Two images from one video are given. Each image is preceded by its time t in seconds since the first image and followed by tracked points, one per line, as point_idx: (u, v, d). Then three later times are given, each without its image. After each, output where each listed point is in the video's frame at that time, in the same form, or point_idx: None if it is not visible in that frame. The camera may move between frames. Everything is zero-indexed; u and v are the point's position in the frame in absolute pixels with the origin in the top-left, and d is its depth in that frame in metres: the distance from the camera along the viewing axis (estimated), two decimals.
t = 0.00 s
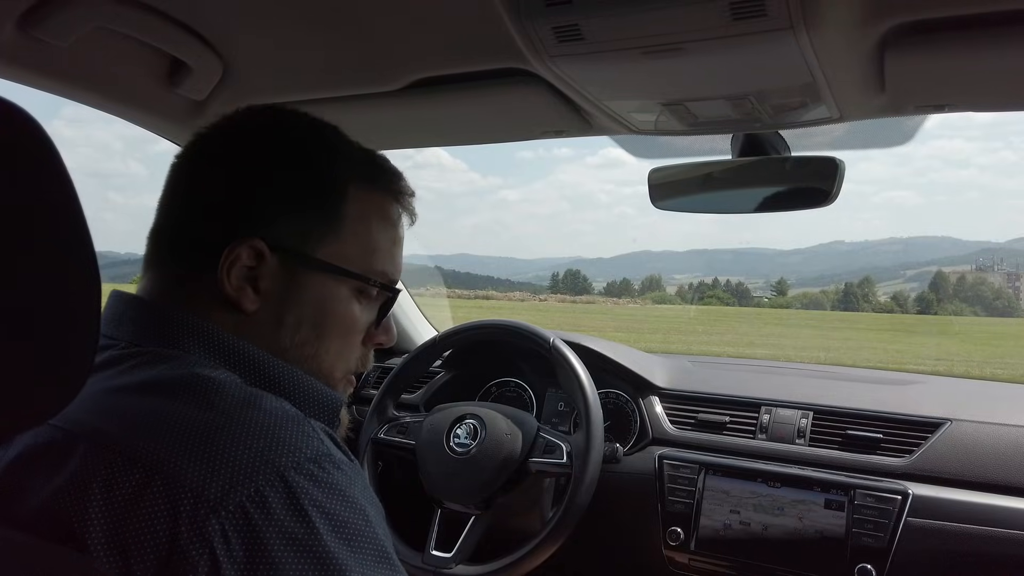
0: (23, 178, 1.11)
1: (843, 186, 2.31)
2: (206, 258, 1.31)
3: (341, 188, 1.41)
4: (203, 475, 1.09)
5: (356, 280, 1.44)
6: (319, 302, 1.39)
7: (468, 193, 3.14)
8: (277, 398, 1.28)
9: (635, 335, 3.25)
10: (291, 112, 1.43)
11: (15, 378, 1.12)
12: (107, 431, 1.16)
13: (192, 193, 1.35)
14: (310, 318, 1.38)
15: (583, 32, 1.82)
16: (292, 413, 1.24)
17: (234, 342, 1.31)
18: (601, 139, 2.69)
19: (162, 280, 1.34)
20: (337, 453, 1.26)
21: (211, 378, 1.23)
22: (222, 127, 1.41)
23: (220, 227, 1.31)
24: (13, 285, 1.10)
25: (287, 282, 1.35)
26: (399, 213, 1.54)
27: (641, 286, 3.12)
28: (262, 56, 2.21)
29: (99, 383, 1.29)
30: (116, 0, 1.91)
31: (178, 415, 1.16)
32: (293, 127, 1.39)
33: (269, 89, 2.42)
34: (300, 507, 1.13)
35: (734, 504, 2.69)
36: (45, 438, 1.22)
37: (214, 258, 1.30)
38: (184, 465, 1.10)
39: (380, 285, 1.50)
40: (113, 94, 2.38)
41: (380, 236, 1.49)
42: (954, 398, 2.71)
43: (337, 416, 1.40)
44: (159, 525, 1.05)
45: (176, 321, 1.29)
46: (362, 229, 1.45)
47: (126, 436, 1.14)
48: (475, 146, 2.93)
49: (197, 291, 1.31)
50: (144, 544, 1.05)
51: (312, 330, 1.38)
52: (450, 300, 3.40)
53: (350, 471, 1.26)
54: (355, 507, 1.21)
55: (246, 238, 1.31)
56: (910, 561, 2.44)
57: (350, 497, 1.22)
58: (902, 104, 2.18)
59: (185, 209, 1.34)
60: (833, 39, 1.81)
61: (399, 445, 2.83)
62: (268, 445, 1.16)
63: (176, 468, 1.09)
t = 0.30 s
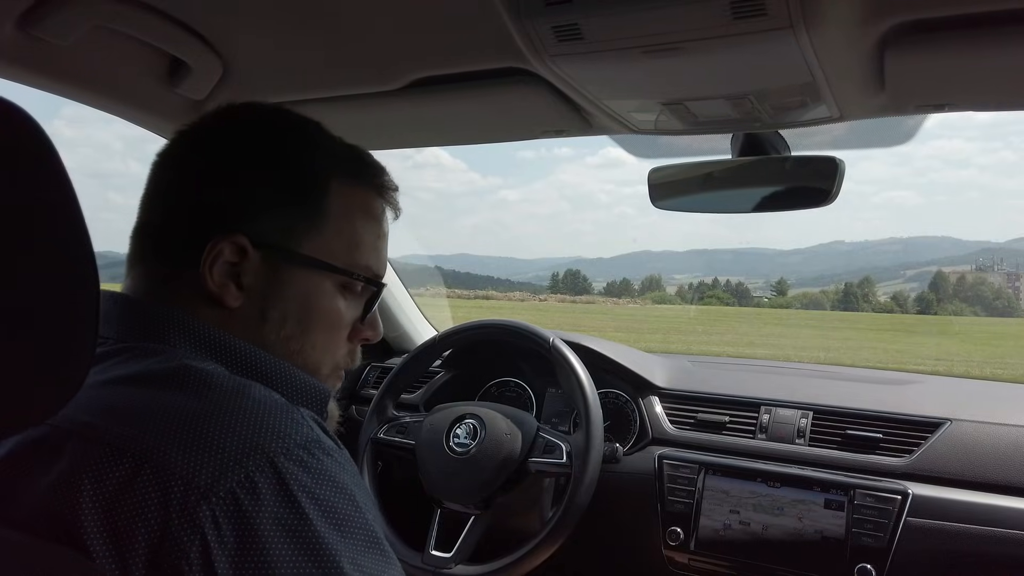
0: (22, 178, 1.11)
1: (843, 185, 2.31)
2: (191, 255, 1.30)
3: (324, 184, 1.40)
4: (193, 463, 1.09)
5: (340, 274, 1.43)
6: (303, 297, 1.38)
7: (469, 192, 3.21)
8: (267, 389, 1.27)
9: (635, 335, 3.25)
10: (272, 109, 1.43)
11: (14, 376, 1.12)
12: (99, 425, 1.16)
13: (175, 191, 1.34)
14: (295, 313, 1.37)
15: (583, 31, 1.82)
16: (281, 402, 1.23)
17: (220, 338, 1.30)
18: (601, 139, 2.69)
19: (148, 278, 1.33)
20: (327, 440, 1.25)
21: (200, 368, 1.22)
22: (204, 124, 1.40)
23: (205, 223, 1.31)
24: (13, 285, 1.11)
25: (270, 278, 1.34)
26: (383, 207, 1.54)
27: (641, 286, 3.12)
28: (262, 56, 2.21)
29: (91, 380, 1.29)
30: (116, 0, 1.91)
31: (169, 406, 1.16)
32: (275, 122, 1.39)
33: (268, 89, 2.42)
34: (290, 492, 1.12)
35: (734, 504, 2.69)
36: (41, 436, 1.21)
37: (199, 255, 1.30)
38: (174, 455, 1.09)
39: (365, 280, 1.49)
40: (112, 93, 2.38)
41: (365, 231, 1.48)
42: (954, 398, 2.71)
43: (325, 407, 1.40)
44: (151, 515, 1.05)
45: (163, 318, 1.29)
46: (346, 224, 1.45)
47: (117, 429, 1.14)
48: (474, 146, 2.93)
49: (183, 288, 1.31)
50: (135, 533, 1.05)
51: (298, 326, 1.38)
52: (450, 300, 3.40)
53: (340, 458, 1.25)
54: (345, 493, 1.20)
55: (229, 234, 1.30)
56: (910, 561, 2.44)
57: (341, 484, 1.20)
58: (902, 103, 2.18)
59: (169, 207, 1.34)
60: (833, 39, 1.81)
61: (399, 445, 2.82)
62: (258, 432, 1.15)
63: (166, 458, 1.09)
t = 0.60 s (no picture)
0: (21, 177, 1.10)
1: (843, 185, 2.31)
2: (189, 253, 1.30)
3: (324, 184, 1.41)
4: (191, 462, 1.09)
5: (338, 273, 1.43)
6: (301, 296, 1.38)
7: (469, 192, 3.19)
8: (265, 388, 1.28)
9: (636, 335, 3.25)
10: (271, 107, 1.43)
11: (14, 374, 1.12)
12: (98, 424, 1.16)
13: (174, 189, 1.34)
14: (293, 312, 1.37)
15: (583, 31, 1.82)
16: (279, 400, 1.24)
17: (218, 336, 1.31)
18: (601, 139, 2.69)
19: (147, 276, 1.33)
20: (325, 438, 1.25)
21: (198, 367, 1.22)
22: (204, 122, 1.40)
23: (203, 222, 1.30)
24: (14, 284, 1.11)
25: (269, 276, 1.34)
26: (381, 207, 1.54)
27: (641, 286, 3.12)
28: (262, 56, 2.21)
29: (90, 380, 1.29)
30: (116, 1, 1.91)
31: (167, 405, 1.16)
32: (273, 121, 1.39)
33: (269, 89, 2.42)
34: (288, 490, 1.12)
35: (734, 504, 2.69)
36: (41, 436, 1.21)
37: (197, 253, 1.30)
38: (172, 454, 1.09)
39: (363, 279, 1.49)
40: (113, 93, 2.38)
41: (363, 230, 1.48)
42: (954, 398, 2.71)
43: (323, 405, 1.40)
44: (150, 514, 1.05)
45: (162, 317, 1.29)
46: (344, 224, 1.45)
47: (115, 429, 1.14)
48: (474, 146, 2.93)
49: (181, 286, 1.31)
50: (134, 532, 1.05)
51: (295, 324, 1.38)
52: (450, 300, 3.40)
53: (338, 456, 1.25)
54: (344, 490, 1.20)
55: (227, 232, 1.30)
56: (910, 561, 2.44)
57: (339, 481, 1.21)
58: (902, 103, 2.18)
59: (167, 205, 1.33)
60: (833, 39, 1.81)
61: (399, 445, 2.82)
62: (256, 430, 1.15)
63: (165, 457, 1.09)
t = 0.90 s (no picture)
0: (21, 177, 1.10)
1: (843, 186, 2.31)
2: (192, 254, 1.30)
3: (326, 185, 1.41)
4: (192, 465, 1.09)
5: (339, 275, 1.43)
6: (303, 298, 1.38)
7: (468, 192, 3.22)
8: (266, 391, 1.28)
9: (636, 335, 3.26)
10: (273, 108, 1.43)
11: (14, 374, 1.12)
12: (99, 426, 1.16)
13: (177, 189, 1.35)
14: (295, 313, 1.37)
15: (583, 33, 1.82)
16: (281, 404, 1.24)
17: (218, 337, 1.30)
18: (601, 139, 2.69)
19: (150, 277, 1.34)
20: (327, 442, 1.26)
21: (200, 369, 1.22)
22: (206, 122, 1.41)
23: (206, 223, 1.31)
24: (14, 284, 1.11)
25: (271, 277, 1.34)
26: (384, 210, 1.54)
27: (641, 286, 3.13)
28: (263, 57, 2.22)
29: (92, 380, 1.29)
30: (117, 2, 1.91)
31: (168, 408, 1.16)
32: (275, 121, 1.39)
33: (269, 90, 2.42)
34: (289, 494, 1.12)
35: (734, 504, 2.69)
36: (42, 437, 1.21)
37: (199, 254, 1.30)
38: (173, 457, 1.10)
39: (365, 281, 1.50)
40: (113, 94, 2.38)
41: (365, 233, 1.48)
42: (954, 398, 2.72)
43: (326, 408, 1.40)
44: (150, 517, 1.05)
45: (165, 317, 1.29)
46: (347, 225, 1.45)
47: (116, 431, 1.14)
48: (475, 146, 2.93)
49: (184, 286, 1.31)
50: (134, 535, 1.05)
51: (297, 326, 1.38)
52: (450, 300, 3.41)
53: (340, 460, 1.25)
54: (345, 494, 1.21)
55: (229, 233, 1.30)
56: (910, 561, 2.44)
57: (340, 485, 1.21)
58: (902, 104, 2.18)
59: (170, 205, 1.34)
60: (833, 40, 1.81)
61: (399, 445, 2.82)
62: (257, 433, 1.15)
63: (166, 460, 1.09)
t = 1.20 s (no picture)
0: (21, 177, 1.10)
1: (842, 186, 2.31)
2: (203, 259, 1.31)
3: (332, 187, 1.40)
4: (197, 469, 1.09)
5: (348, 283, 1.43)
6: (311, 306, 1.38)
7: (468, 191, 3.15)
8: (275, 398, 1.27)
9: (636, 335, 3.26)
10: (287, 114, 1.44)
11: (14, 375, 1.12)
12: (106, 428, 1.17)
13: (189, 193, 1.35)
14: (302, 320, 1.38)
15: (582, 33, 1.82)
16: (289, 412, 1.23)
17: (230, 340, 1.31)
18: (600, 140, 2.69)
19: (162, 280, 1.35)
20: (334, 452, 1.25)
21: (209, 375, 1.22)
22: (221, 126, 1.41)
23: (216, 228, 1.31)
24: (13, 285, 1.10)
25: (280, 284, 1.35)
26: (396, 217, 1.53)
27: (641, 286, 3.13)
28: (263, 58, 2.22)
29: (101, 380, 1.30)
30: (116, 3, 1.91)
31: (176, 412, 1.16)
32: (287, 126, 1.40)
33: (269, 90, 2.42)
34: (291, 504, 1.12)
35: (734, 504, 2.69)
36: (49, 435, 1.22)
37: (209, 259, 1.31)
38: (179, 460, 1.09)
39: (374, 289, 1.50)
40: (113, 94, 2.38)
41: (376, 241, 1.48)
42: (953, 398, 2.72)
43: (333, 416, 1.40)
44: (153, 520, 1.05)
45: (178, 318, 1.30)
46: (357, 232, 1.44)
47: (124, 433, 1.14)
48: (474, 147, 2.93)
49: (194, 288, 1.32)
50: (137, 537, 1.05)
51: (305, 332, 1.39)
52: (450, 300, 3.41)
53: (346, 471, 1.24)
54: (348, 506, 1.19)
55: (239, 240, 1.31)
56: (909, 562, 2.44)
57: (344, 497, 1.20)
58: (901, 104, 2.18)
59: (182, 210, 1.35)
60: (833, 40, 1.81)
61: (399, 445, 2.82)
62: (263, 441, 1.15)
63: (171, 464, 1.09)
